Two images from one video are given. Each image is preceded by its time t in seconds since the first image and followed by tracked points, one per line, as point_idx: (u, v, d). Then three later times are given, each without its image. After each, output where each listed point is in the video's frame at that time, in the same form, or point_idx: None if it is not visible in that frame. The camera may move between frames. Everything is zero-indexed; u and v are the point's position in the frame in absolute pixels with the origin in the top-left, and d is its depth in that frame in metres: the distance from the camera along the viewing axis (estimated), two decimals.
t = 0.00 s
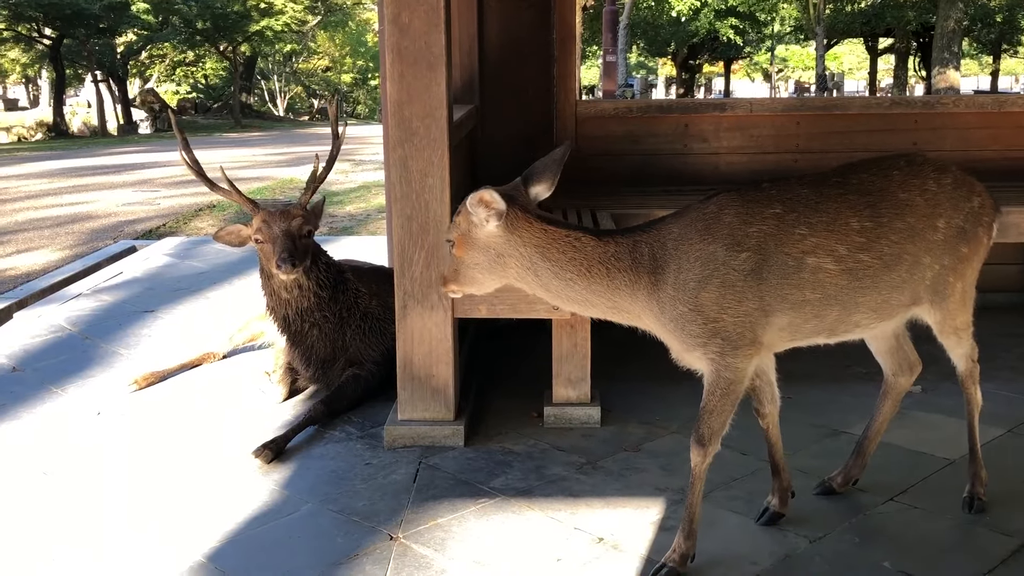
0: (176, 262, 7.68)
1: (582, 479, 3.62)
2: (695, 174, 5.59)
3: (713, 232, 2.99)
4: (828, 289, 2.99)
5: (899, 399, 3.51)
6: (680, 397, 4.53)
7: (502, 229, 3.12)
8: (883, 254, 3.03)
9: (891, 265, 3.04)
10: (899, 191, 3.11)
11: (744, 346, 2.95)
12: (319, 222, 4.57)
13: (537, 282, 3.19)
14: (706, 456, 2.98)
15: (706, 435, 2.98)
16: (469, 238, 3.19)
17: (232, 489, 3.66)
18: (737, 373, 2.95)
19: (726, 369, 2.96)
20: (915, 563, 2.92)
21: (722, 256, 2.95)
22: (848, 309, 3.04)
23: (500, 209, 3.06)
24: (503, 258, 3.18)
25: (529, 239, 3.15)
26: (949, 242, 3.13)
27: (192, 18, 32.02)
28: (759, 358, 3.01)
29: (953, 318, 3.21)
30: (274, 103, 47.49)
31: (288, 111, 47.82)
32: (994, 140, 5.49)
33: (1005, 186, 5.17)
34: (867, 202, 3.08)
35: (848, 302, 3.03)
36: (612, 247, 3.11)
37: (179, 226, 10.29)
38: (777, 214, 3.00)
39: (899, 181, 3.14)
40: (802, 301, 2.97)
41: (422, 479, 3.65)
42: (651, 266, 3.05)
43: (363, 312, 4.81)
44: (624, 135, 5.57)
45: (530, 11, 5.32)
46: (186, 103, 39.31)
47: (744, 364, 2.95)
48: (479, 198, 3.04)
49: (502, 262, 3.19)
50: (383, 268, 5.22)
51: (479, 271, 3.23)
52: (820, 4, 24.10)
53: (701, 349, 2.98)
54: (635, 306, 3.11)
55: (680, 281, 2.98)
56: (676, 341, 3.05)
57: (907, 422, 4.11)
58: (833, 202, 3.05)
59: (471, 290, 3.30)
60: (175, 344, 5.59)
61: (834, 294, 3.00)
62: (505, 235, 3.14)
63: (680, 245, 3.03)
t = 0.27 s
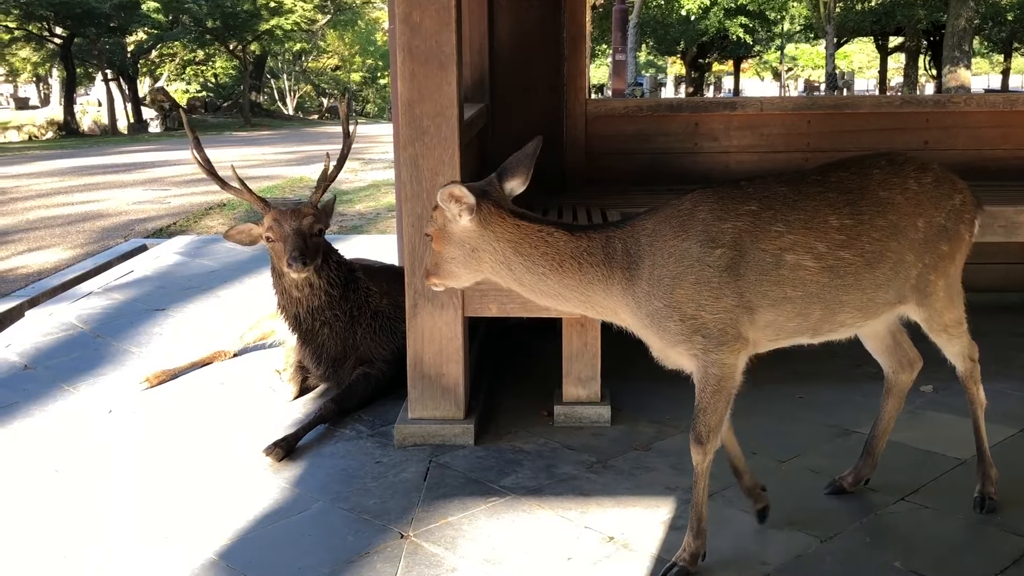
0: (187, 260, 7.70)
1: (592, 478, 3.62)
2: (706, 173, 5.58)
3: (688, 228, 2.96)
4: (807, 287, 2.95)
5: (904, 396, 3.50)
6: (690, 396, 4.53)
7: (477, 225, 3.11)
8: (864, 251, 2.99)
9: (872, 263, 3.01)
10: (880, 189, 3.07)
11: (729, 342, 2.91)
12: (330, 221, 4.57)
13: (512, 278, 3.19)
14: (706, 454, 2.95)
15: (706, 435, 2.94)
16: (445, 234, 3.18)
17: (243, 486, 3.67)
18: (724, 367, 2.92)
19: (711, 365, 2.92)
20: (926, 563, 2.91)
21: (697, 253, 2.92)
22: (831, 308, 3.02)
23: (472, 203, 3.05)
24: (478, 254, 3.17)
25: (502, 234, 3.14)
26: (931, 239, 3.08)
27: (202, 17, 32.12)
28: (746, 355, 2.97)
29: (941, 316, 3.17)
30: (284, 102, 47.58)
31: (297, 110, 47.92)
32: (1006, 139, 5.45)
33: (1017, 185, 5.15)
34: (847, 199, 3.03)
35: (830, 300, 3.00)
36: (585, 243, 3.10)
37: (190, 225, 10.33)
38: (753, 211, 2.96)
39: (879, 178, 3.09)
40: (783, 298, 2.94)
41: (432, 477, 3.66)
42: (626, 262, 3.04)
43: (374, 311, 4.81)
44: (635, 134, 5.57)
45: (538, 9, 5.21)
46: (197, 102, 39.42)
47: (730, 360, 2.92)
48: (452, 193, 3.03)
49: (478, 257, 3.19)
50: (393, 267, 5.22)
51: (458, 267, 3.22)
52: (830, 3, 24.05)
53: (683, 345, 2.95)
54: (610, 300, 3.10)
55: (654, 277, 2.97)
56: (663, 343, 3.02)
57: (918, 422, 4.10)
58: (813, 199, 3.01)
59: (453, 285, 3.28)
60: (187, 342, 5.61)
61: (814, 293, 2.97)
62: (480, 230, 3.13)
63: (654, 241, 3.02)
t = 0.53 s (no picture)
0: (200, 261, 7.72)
1: (605, 477, 3.62)
2: (719, 172, 5.57)
3: (659, 229, 2.93)
4: (783, 285, 2.94)
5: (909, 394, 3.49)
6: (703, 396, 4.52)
7: (449, 225, 3.05)
8: (837, 250, 2.98)
9: (847, 263, 3.00)
10: (852, 190, 3.08)
11: (715, 338, 2.87)
12: (343, 221, 4.59)
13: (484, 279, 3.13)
14: (706, 452, 2.95)
15: (705, 435, 2.95)
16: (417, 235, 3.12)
17: (257, 485, 3.68)
18: (714, 364, 2.87)
19: (699, 360, 2.88)
20: (941, 563, 2.90)
21: (669, 253, 2.88)
22: (807, 308, 3.01)
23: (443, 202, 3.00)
24: (450, 256, 3.11)
25: (473, 235, 3.08)
26: (909, 239, 3.08)
27: (214, 18, 32.21)
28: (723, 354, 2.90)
29: (927, 314, 3.17)
30: (295, 102, 47.67)
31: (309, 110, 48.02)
32: (1021, 139, 5.40)
33: None
34: (818, 199, 3.04)
35: (806, 300, 2.99)
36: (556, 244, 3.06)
37: (203, 225, 10.36)
38: (722, 211, 2.94)
39: (852, 180, 3.11)
40: (759, 296, 2.92)
41: (446, 476, 3.66)
42: (597, 263, 3.00)
43: (387, 311, 4.82)
44: (648, 134, 5.57)
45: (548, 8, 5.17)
46: (208, 102, 39.54)
47: (717, 356, 2.87)
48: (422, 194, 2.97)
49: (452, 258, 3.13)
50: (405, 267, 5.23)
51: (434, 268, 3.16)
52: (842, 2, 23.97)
53: (665, 344, 2.90)
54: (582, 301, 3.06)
55: (626, 278, 2.92)
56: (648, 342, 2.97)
57: (933, 422, 4.09)
58: (783, 199, 3.00)
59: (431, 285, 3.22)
60: (200, 341, 5.63)
61: (789, 291, 2.95)
62: (452, 231, 3.07)
63: (624, 242, 2.98)
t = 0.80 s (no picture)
0: (216, 261, 7.74)
1: (621, 478, 3.61)
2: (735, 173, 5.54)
3: (621, 228, 2.90)
4: (745, 280, 2.86)
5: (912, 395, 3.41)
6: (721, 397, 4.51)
7: (418, 235, 3.09)
8: (799, 245, 2.92)
9: (810, 259, 2.93)
10: (816, 187, 3.03)
11: (692, 331, 2.82)
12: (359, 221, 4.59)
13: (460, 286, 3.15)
14: (703, 448, 2.89)
15: (698, 427, 2.89)
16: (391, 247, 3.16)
17: (274, 485, 3.69)
18: (695, 357, 2.82)
19: (681, 354, 2.83)
20: (961, 565, 2.89)
21: (632, 253, 2.85)
22: (770, 305, 2.93)
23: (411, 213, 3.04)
24: (424, 265, 3.14)
25: (442, 242, 3.11)
26: (880, 237, 3.00)
27: (228, 20, 32.32)
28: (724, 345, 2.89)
29: (890, 317, 3.07)
30: (309, 104, 47.79)
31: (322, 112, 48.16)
32: None
33: None
34: (780, 196, 2.99)
35: (768, 296, 2.91)
36: (525, 246, 3.06)
37: (218, 225, 10.41)
38: (681, 207, 2.90)
39: (818, 179, 3.06)
40: (722, 291, 2.85)
41: (462, 476, 3.66)
42: (566, 263, 2.99)
43: (403, 311, 4.83)
44: (662, 134, 5.55)
45: (563, 12, 5.20)
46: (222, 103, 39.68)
47: (698, 349, 2.82)
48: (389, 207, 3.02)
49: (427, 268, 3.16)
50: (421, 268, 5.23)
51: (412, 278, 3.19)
52: (857, 3, 23.91)
53: (642, 341, 2.86)
54: (556, 302, 3.05)
55: (593, 277, 2.91)
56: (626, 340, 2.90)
57: (950, 423, 4.06)
58: (745, 195, 2.96)
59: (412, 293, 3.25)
60: (216, 342, 5.65)
61: (751, 287, 2.88)
62: (423, 241, 3.11)
63: (587, 243, 2.97)
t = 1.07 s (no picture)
0: (232, 261, 7.77)
1: (637, 479, 3.60)
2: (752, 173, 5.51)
3: (591, 223, 2.88)
4: (710, 279, 2.76)
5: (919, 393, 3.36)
6: (737, 397, 4.49)
7: (399, 228, 3.12)
8: (766, 243, 2.79)
9: (777, 258, 2.80)
10: (789, 185, 2.92)
11: (663, 330, 2.77)
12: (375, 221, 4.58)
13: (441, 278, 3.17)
14: (693, 447, 2.85)
15: (684, 428, 2.84)
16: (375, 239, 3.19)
17: (290, 485, 3.70)
18: (667, 356, 2.78)
19: (655, 353, 2.79)
20: (980, 568, 2.87)
21: (599, 250, 2.82)
22: (735, 306, 2.81)
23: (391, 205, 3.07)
24: (405, 257, 3.17)
25: (423, 235, 3.14)
26: (858, 238, 2.84)
27: (243, 21, 32.43)
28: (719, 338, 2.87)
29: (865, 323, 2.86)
30: (323, 104, 47.93)
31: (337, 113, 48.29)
32: None
33: None
34: (750, 195, 2.88)
35: (734, 296, 2.80)
36: (502, 239, 3.06)
37: (234, 226, 10.44)
38: (648, 204, 2.84)
39: (793, 179, 2.95)
40: (686, 290, 2.77)
41: (477, 477, 3.66)
42: (539, 257, 2.98)
43: (418, 311, 4.83)
44: (677, 135, 5.52)
45: (579, 13, 5.18)
46: (237, 104, 39.84)
47: (672, 348, 2.78)
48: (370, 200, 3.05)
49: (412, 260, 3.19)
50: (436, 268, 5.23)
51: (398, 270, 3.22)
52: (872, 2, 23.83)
53: (613, 339, 2.84)
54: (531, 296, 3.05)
55: (561, 273, 2.90)
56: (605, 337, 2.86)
57: (968, 425, 4.04)
58: (713, 193, 2.87)
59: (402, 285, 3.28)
60: (233, 341, 5.66)
61: (715, 287, 2.77)
62: (404, 234, 3.14)
63: (557, 237, 2.95)
